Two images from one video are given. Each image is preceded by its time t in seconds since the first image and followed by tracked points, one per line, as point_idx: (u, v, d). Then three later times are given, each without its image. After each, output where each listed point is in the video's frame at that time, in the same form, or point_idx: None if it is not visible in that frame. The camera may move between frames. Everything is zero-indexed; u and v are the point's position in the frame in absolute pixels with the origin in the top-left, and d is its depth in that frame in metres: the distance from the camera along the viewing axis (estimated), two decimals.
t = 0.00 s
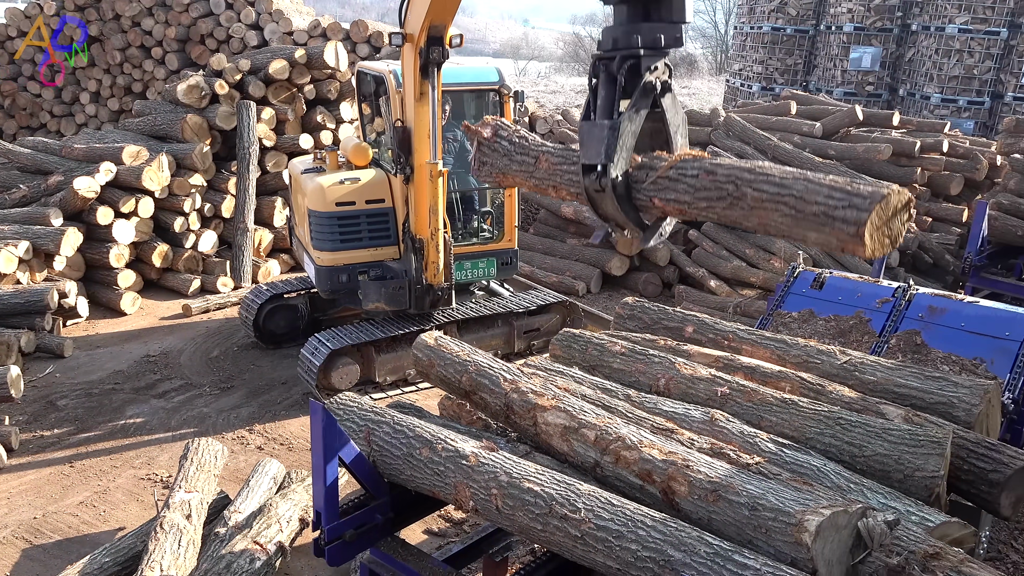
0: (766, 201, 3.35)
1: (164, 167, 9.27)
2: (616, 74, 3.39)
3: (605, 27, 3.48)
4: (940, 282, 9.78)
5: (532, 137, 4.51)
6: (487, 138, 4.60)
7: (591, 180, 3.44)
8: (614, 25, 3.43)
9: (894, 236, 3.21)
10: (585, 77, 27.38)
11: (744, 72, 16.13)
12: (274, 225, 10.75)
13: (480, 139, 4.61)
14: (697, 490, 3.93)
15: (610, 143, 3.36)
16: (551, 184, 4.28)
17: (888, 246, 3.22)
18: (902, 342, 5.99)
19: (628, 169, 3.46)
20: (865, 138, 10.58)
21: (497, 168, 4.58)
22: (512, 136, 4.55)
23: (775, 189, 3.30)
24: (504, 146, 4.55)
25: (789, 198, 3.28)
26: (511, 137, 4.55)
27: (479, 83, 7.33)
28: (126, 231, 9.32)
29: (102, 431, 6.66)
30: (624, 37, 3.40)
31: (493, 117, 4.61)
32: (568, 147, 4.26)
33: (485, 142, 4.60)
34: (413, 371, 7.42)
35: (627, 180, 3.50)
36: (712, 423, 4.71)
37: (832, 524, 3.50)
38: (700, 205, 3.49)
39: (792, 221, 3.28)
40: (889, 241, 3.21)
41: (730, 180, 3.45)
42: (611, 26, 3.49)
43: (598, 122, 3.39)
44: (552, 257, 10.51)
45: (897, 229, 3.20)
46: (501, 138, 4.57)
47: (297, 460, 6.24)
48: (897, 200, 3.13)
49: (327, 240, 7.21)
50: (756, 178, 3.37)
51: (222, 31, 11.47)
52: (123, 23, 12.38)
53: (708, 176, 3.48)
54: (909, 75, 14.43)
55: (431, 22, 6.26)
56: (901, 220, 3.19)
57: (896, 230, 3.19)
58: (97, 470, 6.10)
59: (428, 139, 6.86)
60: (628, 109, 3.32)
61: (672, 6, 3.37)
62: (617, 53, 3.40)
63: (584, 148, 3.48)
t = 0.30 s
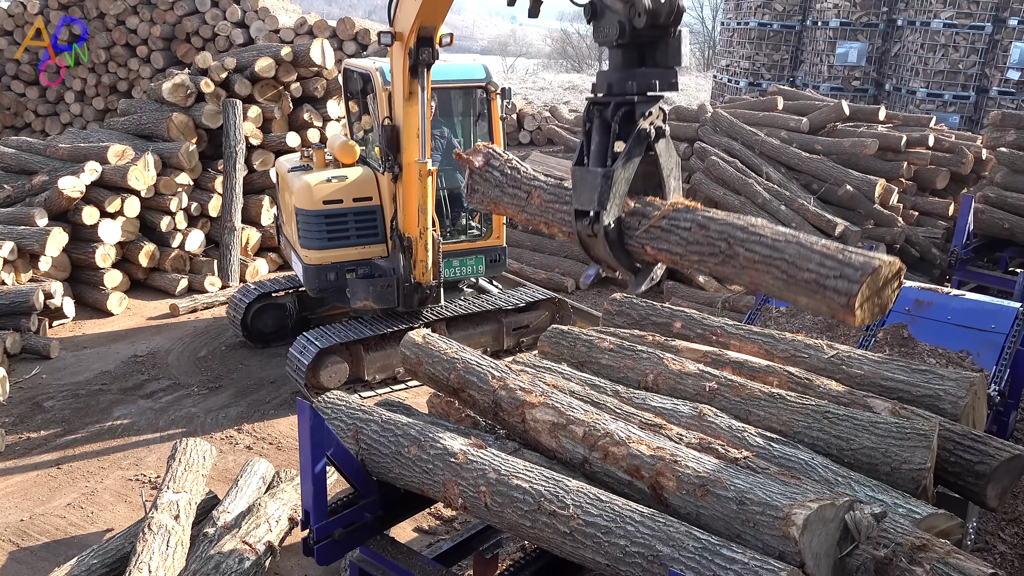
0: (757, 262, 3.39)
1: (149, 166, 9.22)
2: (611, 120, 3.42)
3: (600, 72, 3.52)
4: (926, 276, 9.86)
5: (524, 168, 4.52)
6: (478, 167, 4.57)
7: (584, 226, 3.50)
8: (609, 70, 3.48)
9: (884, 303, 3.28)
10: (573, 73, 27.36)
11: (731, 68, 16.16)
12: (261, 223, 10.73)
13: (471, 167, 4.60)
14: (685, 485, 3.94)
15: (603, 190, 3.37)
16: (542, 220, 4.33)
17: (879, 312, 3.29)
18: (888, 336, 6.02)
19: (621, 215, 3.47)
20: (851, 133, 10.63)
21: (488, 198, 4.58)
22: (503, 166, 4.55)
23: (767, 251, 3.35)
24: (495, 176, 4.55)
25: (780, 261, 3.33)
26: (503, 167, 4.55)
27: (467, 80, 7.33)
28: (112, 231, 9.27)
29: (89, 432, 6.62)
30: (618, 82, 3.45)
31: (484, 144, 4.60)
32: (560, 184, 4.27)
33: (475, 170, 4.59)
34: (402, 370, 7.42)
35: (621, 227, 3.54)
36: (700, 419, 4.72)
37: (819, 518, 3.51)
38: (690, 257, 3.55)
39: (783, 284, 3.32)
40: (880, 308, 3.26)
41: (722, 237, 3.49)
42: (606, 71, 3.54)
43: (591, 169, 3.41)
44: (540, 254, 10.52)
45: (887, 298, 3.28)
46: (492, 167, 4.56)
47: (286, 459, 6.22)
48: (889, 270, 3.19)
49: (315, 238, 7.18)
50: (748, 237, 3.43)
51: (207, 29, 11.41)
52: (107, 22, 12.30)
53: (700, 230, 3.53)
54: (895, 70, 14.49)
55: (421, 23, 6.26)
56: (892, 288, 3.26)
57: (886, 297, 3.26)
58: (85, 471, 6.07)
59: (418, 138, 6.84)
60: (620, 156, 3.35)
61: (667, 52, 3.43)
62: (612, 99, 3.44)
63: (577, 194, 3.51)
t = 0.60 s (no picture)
0: (741, 303, 3.48)
1: (137, 164, 9.17)
2: (598, 151, 3.48)
3: (588, 99, 3.55)
4: (916, 268, 10.01)
5: (512, 188, 4.49)
6: (467, 184, 4.55)
7: (570, 254, 3.60)
8: (597, 100, 3.51)
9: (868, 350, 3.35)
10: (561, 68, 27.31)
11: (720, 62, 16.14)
12: (250, 221, 10.69)
13: (459, 184, 4.58)
14: (676, 479, 3.94)
15: (589, 223, 3.44)
16: (530, 242, 4.30)
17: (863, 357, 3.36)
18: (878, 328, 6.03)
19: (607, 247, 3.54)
20: (840, 126, 10.66)
21: (475, 216, 4.55)
22: (490, 184, 4.52)
23: (751, 293, 3.44)
24: (483, 195, 4.50)
25: (764, 303, 3.42)
26: (490, 185, 4.51)
27: (456, 76, 7.31)
28: (99, 229, 9.22)
29: (78, 432, 6.59)
30: (607, 112, 3.47)
31: (473, 160, 4.59)
32: (549, 207, 4.25)
33: (464, 188, 4.57)
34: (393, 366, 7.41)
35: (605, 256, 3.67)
36: (691, 412, 4.73)
37: (809, 510, 3.51)
38: (675, 291, 3.66)
39: (767, 326, 3.42)
40: (863, 354, 3.35)
41: (708, 275, 3.58)
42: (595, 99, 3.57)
43: (578, 201, 3.47)
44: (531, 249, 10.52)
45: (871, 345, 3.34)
46: (479, 184, 4.53)
47: (277, 457, 6.21)
48: (872, 317, 3.27)
49: (304, 235, 7.16)
50: (732, 277, 3.52)
51: (194, 26, 11.33)
52: (93, 19, 12.21)
53: (685, 266, 3.63)
54: (883, 63, 14.54)
55: (412, 21, 6.24)
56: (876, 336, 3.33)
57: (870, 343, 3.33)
58: (74, 471, 6.04)
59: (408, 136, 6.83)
60: (607, 189, 3.41)
61: (656, 83, 3.47)
62: (599, 129, 3.48)
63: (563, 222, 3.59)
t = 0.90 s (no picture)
0: (735, 329, 3.67)
1: (125, 161, 9.12)
2: (592, 171, 3.51)
3: (581, 118, 3.56)
4: (906, 259, 9.95)
5: (504, 202, 4.56)
6: (458, 198, 4.63)
7: (562, 274, 3.73)
8: (591, 119, 3.53)
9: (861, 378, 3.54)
10: (551, 62, 27.23)
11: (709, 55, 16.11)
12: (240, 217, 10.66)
13: (451, 196, 4.66)
14: (667, 471, 3.95)
15: (582, 244, 3.51)
16: (521, 258, 4.41)
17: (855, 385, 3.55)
18: (869, 319, 6.05)
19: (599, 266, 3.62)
20: (830, 118, 10.68)
21: (467, 229, 4.63)
22: (482, 198, 4.58)
23: (745, 321, 3.62)
24: (474, 209, 4.58)
25: (757, 331, 3.61)
26: (481, 198, 4.57)
27: (446, 70, 7.28)
28: (88, 227, 9.17)
29: (69, 431, 6.56)
30: (600, 132, 3.50)
31: (464, 173, 4.64)
32: (540, 224, 4.35)
33: (455, 200, 4.65)
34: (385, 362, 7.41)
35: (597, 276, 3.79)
36: (682, 405, 4.74)
37: (800, 502, 3.50)
38: (668, 313, 3.84)
39: (761, 354, 3.61)
40: (855, 383, 3.54)
41: (701, 301, 3.76)
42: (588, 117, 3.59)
43: (571, 222, 3.53)
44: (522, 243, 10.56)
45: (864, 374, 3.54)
46: (471, 198, 4.60)
47: (269, 454, 6.21)
48: (865, 349, 3.47)
49: (294, 231, 7.13)
50: (725, 304, 3.70)
51: (182, 21, 11.25)
52: (80, 15, 12.12)
53: (679, 290, 3.80)
54: (872, 55, 14.56)
55: (403, 19, 6.22)
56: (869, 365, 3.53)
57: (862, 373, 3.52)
58: (65, 470, 6.02)
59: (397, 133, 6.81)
60: (600, 212, 3.46)
61: (650, 103, 3.52)
62: (593, 149, 3.50)
63: (555, 242, 3.64)
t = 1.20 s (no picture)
0: (738, 344, 3.77)
1: (115, 156, 9.08)
2: (593, 182, 3.69)
3: (583, 130, 3.75)
4: (897, 249, 9.99)
5: (502, 210, 4.63)
6: (457, 205, 4.71)
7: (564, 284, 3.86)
8: (592, 131, 3.70)
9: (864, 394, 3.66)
10: (542, 55, 27.15)
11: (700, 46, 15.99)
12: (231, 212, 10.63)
13: (449, 205, 4.73)
14: (660, 463, 3.95)
15: (583, 256, 3.68)
16: (521, 266, 4.48)
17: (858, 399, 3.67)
18: (861, 310, 6.07)
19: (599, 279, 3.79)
20: (820, 109, 10.70)
21: (465, 235, 4.73)
22: (480, 206, 4.65)
23: (749, 336, 3.72)
24: (473, 216, 4.66)
25: (762, 347, 3.71)
26: (479, 206, 4.65)
27: (437, 63, 7.28)
28: (78, 223, 9.13)
29: (60, 427, 6.54)
30: (601, 144, 3.69)
31: (461, 180, 4.69)
32: (538, 233, 4.41)
33: (453, 208, 4.73)
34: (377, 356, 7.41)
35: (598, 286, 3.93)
36: (675, 397, 4.75)
37: (793, 492, 3.51)
38: (670, 326, 3.94)
39: (765, 369, 3.73)
40: (859, 399, 3.66)
41: (703, 315, 3.85)
42: (589, 128, 3.76)
43: (572, 234, 3.71)
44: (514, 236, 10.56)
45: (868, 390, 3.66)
46: (469, 206, 4.68)
47: (262, 449, 6.20)
48: (869, 366, 3.58)
49: (285, 226, 7.10)
50: (727, 318, 3.80)
51: (170, 15, 11.17)
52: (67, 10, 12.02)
53: (681, 303, 3.89)
54: (863, 46, 14.58)
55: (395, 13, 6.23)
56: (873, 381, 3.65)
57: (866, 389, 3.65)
58: (57, 467, 6.00)
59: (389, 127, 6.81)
60: (601, 224, 3.65)
61: (650, 115, 3.72)
62: (594, 160, 3.69)
63: (557, 253, 3.82)
